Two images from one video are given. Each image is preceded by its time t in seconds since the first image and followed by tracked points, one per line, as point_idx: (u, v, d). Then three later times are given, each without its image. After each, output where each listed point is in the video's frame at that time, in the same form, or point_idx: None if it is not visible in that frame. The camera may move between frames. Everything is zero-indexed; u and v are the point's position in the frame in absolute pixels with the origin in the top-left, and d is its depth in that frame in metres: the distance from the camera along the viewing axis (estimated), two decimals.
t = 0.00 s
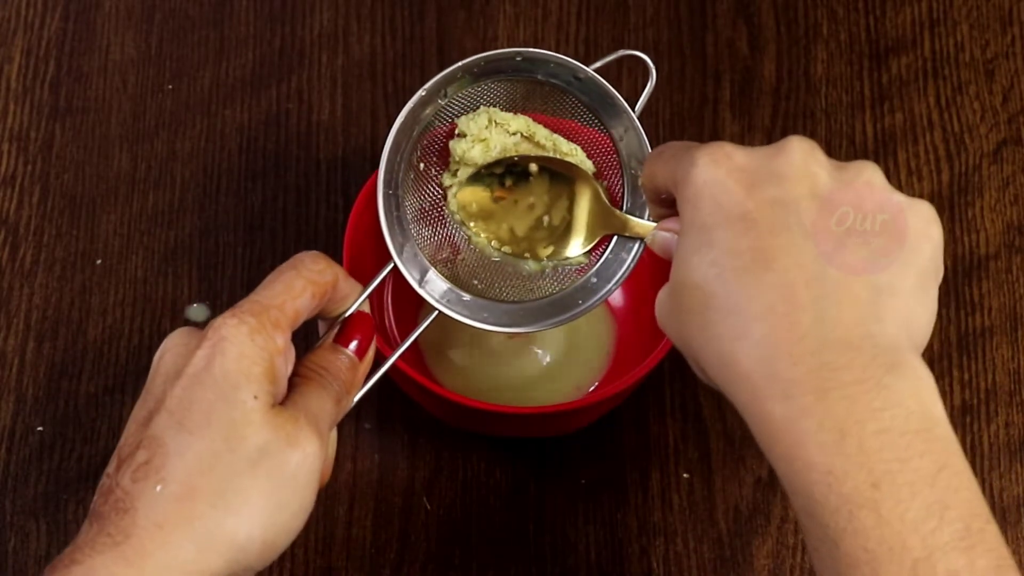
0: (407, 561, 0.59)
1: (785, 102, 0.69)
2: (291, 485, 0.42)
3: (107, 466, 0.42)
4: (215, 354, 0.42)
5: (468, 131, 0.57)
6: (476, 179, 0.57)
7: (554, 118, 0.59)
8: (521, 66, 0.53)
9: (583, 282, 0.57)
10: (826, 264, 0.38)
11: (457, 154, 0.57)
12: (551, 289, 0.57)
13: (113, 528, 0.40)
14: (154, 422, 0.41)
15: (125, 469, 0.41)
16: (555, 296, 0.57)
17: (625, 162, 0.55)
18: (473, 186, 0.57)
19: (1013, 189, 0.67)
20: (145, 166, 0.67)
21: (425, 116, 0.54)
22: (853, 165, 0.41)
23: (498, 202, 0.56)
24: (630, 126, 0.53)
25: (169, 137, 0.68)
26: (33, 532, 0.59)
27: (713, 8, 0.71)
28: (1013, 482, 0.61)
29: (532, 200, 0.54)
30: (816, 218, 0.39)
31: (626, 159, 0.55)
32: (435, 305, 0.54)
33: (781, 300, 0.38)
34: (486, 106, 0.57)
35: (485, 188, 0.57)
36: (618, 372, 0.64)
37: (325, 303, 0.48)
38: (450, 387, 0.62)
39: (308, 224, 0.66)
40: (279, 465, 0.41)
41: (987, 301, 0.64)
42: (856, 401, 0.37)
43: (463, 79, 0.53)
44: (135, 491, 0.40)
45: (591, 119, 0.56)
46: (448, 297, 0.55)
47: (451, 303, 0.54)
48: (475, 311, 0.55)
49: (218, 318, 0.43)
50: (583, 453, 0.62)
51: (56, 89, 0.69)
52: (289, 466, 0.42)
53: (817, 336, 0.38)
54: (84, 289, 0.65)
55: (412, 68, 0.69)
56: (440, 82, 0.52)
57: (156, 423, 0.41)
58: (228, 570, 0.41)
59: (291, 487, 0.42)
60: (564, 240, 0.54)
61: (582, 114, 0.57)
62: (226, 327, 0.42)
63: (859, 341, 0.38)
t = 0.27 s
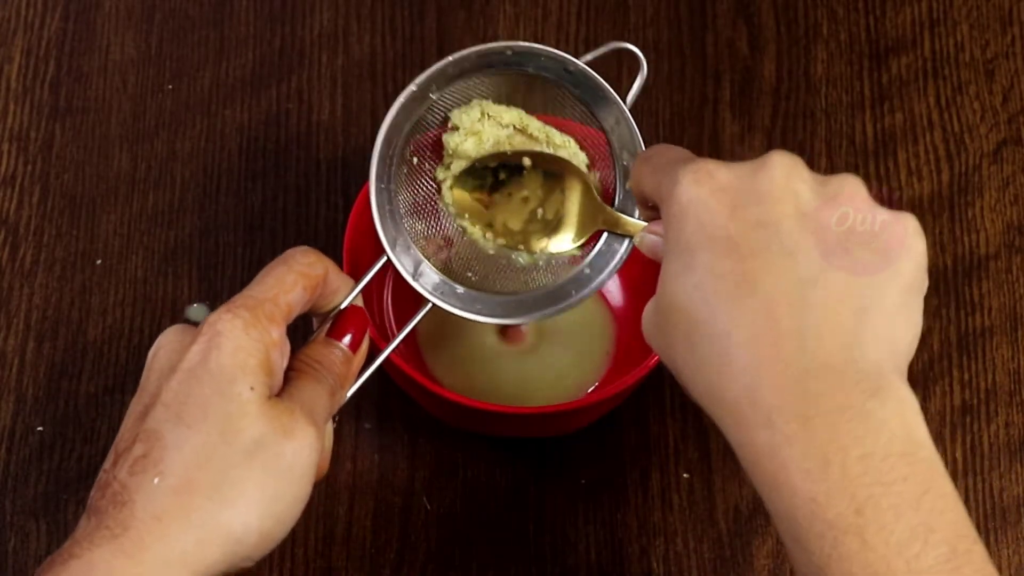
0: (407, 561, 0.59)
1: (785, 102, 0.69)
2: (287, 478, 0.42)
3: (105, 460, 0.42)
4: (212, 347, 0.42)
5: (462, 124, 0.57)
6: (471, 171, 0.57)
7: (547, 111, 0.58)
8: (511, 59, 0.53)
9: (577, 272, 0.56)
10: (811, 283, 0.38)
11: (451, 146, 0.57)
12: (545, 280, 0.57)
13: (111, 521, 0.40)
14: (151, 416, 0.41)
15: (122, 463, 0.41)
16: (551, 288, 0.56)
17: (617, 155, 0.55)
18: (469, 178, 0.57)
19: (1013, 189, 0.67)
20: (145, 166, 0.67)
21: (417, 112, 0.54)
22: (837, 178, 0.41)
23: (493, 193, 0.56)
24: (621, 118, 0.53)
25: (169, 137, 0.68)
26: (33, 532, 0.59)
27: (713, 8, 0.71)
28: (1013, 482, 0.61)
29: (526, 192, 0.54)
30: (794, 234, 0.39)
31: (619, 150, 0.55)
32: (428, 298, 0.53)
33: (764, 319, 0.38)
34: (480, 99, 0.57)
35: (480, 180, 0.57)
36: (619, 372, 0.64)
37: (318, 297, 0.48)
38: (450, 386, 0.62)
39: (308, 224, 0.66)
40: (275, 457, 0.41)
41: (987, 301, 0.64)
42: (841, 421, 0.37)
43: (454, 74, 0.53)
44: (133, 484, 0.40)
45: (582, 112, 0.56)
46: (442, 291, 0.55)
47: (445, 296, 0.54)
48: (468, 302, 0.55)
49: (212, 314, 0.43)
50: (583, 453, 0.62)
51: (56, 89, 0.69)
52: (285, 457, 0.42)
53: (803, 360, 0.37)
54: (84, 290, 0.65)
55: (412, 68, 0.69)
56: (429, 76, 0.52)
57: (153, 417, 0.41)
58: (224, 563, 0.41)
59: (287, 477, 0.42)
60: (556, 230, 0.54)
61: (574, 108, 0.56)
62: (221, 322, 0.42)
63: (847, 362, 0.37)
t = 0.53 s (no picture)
0: (407, 561, 0.59)
1: (785, 102, 0.69)
2: (284, 447, 0.42)
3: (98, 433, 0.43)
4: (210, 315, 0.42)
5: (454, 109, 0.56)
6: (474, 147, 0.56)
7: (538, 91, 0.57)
8: (494, 42, 0.52)
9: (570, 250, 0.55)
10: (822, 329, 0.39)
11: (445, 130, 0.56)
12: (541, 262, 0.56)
13: (106, 492, 0.41)
14: (146, 386, 0.42)
15: (116, 434, 0.41)
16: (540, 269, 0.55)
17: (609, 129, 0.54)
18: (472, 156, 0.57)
19: (1013, 189, 0.67)
20: (145, 166, 0.67)
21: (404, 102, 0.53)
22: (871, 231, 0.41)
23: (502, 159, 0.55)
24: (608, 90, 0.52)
25: (169, 137, 0.68)
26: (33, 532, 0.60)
27: (713, 8, 0.71)
28: (1013, 482, 0.61)
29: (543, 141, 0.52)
30: (800, 281, 0.39)
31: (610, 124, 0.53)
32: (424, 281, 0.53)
33: (811, 389, 0.38)
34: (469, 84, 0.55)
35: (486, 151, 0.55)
36: (617, 372, 0.63)
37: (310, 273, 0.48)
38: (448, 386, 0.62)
39: (308, 224, 0.66)
40: (270, 424, 0.42)
41: (988, 301, 0.64)
42: (856, 463, 0.38)
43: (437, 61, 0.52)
44: (128, 454, 0.41)
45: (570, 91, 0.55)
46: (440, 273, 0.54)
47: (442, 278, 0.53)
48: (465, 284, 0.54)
49: (211, 284, 0.43)
50: (583, 453, 0.62)
51: (56, 89, 0.69)
52: (282, 426, 0.42)
53: (819, 407, 0.38)
54: (84, 289, 0.65)
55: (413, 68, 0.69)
56: (413, 60, 0.51)
57: (148, 387, 0.42)
58: (223, 529, 0.42)
59: (289, 450, 0.42)
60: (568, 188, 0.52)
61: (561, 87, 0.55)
62: (220, 291, 0.42)
63: (858, 405, 0.39)
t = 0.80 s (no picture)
0: (407, 561, 0.59)
1: (785, 102, 0.69)
2: (308, 489, 0.43)
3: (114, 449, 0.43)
4: (233, 335, 0.42)
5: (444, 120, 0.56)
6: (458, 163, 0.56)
7: (544, 103, 0.58)
8: (506, 49, 0.52)
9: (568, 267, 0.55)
10: (745, 382, 0.39)
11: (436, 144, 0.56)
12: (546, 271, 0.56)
13: (129, 522, 0.41)
14: (167, 408, 0.42)
15: (137, 458, 0.42)
16: (520, 285, 0.55)
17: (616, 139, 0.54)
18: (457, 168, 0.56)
19: (1013, 189, 0.67)
20: (145, 166, 0.67)
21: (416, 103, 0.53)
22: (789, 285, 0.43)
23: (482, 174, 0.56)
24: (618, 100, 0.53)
25: (169, 137, 0.68)
26: (33, 532, 0.60)
27: (713, 8, 0.71)
28: (1013, 482, 0.61)
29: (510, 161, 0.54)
30: (722, 336, 0.39)
31: (617, 133, 0.54)
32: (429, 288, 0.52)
33: (736, 442, 0.39)
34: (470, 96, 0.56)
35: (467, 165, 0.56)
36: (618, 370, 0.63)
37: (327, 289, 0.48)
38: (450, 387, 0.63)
39: (308, 224, 0.66)
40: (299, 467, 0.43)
41: (988, 301, 0.64)
42: (781, 518, 0.39)
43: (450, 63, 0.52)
44: (151, 481, 0.41)
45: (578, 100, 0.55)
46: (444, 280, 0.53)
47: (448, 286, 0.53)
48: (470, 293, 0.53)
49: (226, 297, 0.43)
50: (583, 453, 0.61)
51: (56, 89, 0.69)
52: (311, 473, 0.43)
53: (741, 459, 0.39)
54: (85, 289, 0.65)
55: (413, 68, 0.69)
56: (427, 64, 0.51)
57: (168, 409, 0.42)
58: (241, 561, 0.43)
59: (313, 483, 0.43)
60: (522, 206, 0.55)
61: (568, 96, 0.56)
62: (241, 308, 0.43)
63: (779, 454, 0.39)
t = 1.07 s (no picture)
0: (407, 562, 0.59)
1: (785, 102, 0.69)
2: (311, 514, 0.43)
3: (116, 477, 0.42)
4: (235, 364, 0.42)
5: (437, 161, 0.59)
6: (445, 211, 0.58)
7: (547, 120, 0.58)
8: (511, 71, 0.52)
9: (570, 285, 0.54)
10: (738, 383, 0.39)
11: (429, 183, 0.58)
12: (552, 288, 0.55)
13: (136, 552, 0.40)
14: (171, 439, 0.41)
15: (143, 487, 0.41)
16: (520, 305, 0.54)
17: (617, 160, 0.54)
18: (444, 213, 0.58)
19: (1013, 189, 0.67)
20: (145, 166, 0.67)
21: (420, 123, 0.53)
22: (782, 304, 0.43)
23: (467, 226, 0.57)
24: (618, 128, 0.53)
25: (169, 137, 0.68)
26: (33, 532, 0.59)
27: (713, 8, 0.71)
28: (1013, 482, 0.61)
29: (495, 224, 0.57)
30: (714, 336, 0.39)
31: (619, 157, 0.54)
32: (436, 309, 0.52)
33: (727, 438, 0.38)
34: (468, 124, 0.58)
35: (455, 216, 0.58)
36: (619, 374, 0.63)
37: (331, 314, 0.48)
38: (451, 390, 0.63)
39: (308, 224, 0.66)
40: (303, 493, 0.42)
41: (988, 301, 0.64)
42: (780, 516, 0.37)
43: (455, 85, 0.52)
44: (158, 512, 0.40)
45: (581, 121, 0.55)
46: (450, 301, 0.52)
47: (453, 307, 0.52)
48: (477, 313, 0.53)
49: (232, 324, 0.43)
50: (582, 453, 0.61)
51: (56, 89, 0.69)
52: (313, 499, 0.43)
53: (734, 460, 0.38)
54: (84, 290, 0.65)
55: (413, 68, 0.69)
56: (433, 87, 0.52)
57: (173, 439, 0.41)
58: None
59: (315, 507, 0.43)
60: (511, 261, 0.57)
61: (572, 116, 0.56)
62: (244, 336, 0.42)
63: (772, 456, 0.38)
